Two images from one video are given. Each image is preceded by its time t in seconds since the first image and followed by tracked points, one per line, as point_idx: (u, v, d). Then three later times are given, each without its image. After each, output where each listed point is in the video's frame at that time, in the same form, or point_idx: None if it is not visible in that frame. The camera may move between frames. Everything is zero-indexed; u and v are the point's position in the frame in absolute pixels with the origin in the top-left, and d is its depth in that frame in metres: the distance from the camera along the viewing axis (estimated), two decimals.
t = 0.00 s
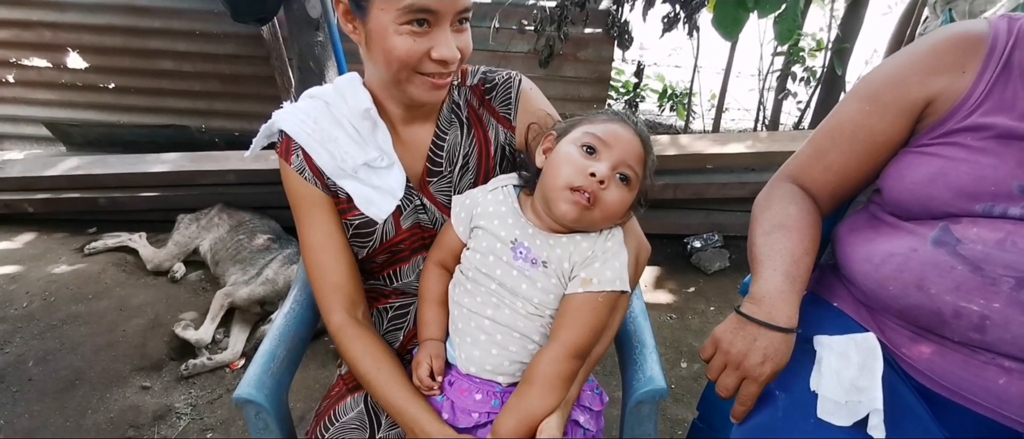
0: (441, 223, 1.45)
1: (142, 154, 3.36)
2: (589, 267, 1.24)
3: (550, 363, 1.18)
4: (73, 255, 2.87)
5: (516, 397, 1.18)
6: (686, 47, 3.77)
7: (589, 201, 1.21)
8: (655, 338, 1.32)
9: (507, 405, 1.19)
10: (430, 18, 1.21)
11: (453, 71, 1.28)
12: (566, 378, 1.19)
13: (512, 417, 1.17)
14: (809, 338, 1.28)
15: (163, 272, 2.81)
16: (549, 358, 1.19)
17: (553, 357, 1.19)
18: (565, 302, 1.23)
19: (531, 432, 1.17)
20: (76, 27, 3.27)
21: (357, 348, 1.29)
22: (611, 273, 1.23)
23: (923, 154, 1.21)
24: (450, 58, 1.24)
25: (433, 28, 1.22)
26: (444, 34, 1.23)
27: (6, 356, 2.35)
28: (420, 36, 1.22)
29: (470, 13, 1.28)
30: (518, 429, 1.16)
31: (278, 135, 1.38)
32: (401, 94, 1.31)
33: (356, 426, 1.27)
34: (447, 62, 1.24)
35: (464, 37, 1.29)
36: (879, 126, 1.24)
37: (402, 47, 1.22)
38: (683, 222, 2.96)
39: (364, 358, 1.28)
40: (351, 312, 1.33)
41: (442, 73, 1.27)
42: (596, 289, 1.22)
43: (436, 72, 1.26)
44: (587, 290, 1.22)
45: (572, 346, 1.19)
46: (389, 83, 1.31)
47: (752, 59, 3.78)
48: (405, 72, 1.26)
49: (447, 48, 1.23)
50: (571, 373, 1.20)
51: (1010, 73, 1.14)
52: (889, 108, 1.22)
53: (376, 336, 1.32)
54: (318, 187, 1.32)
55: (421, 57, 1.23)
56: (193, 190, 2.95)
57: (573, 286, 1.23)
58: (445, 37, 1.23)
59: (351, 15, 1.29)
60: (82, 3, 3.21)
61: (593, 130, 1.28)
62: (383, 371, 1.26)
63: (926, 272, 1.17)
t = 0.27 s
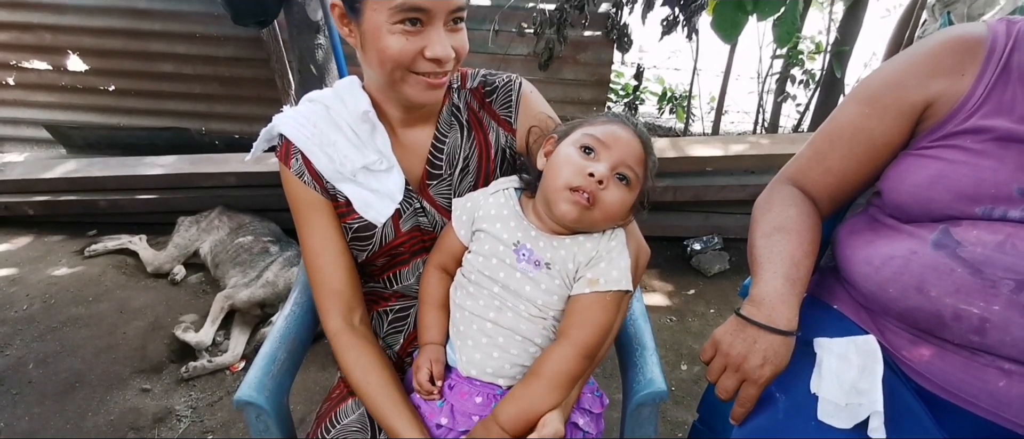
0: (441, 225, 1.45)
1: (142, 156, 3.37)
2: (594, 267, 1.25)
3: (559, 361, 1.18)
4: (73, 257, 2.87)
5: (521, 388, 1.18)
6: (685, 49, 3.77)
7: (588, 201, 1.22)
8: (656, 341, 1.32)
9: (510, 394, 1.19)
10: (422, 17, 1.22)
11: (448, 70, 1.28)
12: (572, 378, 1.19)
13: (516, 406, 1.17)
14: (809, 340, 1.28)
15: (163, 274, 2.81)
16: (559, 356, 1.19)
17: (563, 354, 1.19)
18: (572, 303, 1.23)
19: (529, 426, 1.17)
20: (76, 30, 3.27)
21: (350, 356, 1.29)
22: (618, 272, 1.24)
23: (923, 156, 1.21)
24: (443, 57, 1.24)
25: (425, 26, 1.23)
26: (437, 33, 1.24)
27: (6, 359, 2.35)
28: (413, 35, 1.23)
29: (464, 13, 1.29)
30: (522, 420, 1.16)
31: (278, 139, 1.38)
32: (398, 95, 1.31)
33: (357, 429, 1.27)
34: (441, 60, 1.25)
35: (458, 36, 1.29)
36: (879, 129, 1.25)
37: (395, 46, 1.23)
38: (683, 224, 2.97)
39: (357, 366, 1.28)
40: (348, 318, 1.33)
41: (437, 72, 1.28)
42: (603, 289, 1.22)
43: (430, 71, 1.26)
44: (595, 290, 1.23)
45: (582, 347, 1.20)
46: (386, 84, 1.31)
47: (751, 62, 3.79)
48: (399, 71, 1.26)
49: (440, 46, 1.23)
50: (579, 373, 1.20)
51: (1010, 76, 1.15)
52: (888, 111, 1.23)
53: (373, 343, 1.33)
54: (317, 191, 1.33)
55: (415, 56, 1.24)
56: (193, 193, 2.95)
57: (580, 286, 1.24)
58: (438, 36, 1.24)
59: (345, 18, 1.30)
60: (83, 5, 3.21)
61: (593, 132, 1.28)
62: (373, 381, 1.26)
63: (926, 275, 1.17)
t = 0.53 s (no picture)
0: (442, 224, 1.45)
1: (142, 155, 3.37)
2: (595, 264, 1.25)
3: (553, 355, 1.18)
4: (73, 257, 2.87)
5: (515, 380, 1.19)
6: (685, 48, 3.77)
7: (588, 198, 1.22)
8: (656, 339, 1.32)
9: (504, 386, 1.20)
10: (420, 8, 1.22)
11: (447, 63, 1.28)
12: (566, 373, 1.19)
13: (508, 397, 1.17)
14: (809, 338, 1.28)
15: (163, 273, 2.81)
16: (553, 350, 1.19)
17: (557, 349, 1.19)
18: (569, 299, 1.24)
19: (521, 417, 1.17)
20: (76, 29, 3.27)
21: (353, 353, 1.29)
22: (617, 271, 1.24)
23: (923, 155, 1.21)
24: (442, 48, 1.24)
25: (423, 18, 1.23)
26: (435, 24, 1.24)
27: (6, 358, 2.35)
28: (411, 26, 1.23)
29: (461, 6, 1.29)
30: (513, 411, 1.16)
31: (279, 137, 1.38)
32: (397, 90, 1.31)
33: (358, 427, 1.27)
34: (440, 52, 1.24)
35: (456, 29, 1.29)
36: (879, 127, 1.25)
37: (394, 38, 1.23)
38: (683, 223, 2.97)
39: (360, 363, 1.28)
40: (350, 315, 1.32)
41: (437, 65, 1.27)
42: (601, 287, 1.22)
43: (430, 63, 1.26)
44: (593, 287, 1.23)
45: (577, 342, 1.20)
46: (386, 79, 1.31)
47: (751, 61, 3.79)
48: (399, 64, 1.26)
49: (438, 38, 1.23)
50: (574, 368, 1.20)
51: (1010, 74, 1.15)
52: (888, 109, 1.23)
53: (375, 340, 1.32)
54: (319, 188, 1.33)
55: (414, 48, 1.24)
56: (193, 192, 2.95)
57: (578, 283, 1.24)
58: (436, 27, 1.24)
59: (345, 15, 1.31)
60: (83, 5, 3.21)
61: (593, 129, 1.28)
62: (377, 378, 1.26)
63: (927, 273, 1.17)
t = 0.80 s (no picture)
0: (441, 220, 1.45)
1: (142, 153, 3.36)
2: (592, 261, 1.24)
3: (551, 356, 1.18)
4: (73, 255, 2.87)
5: (514, 381, 1.19)
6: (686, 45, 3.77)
7: (584, 193, 1.22)
8: (655, 337, 1.32)
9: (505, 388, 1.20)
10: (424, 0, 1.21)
11: (449, 58, 1.28)
12: (564, 373, 1.19)
13: (508, 400, 1.17)
14: (809, 336, 1.28)
15: (162, 271, 2.80)
16: (551, 350, 1.19)
17: (555, 348, 1.19)
18: (566, 297, 1.24)
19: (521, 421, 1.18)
20: (76, 27, 3.27)
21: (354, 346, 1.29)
22: (615, 268, 1.23)
23: (922, 153, 1.21)
24: (444, 42, 1.23)
25: (428, 10, 1.22)
26: (439, 18, 1.23)
27: (5, 356, 2.35)
28: (415, 18, 1.22)
29: (467, 2, 1.29)
30: (513, 413, 1.17)
31: (281, 131, 1.37)
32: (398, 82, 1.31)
33: (357, 426, 1.27)
34: (441, 46, 1.24)
35: (461, 25, 1.29)
36: (879, 125, 1.24)
37: (397, 29, 1.22)
38: (683, 221, 2.96)
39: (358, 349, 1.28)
40: (350, 310, 1.32)
41: (438, 59, 1.27)
42: (598, 284, 1.22)
43: (431, 56, 1.26)
44: (590, 284, 1.22)
45: (575, 341, 1.20)
46: (387, 70, 1.31)
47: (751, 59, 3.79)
48: (400, 55, 1.26)
49: (441, 32, 1.23)
50: (572, 367, 1.20)
51: (1009, 72, 1.14)
52: (888, 107, 1.23)
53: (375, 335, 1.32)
54: (320, 182, 1.33)
55: (416, 39, 1.23)
56: (193, 190, 2.95)
57: (575, 281, 1.24)
58: (440, 21, 1.23)
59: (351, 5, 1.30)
60: (82, 2, 3.20)
61: (590, 125, 1.28)
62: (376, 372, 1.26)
63: (926, 270, 1.17)
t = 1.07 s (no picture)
0: (443, 221, 1.45)
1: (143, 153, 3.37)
2: (590, 265, 1.25)
3: (548, 361, 1.19)
4: (74, 254, 2.88)
5: (512, 387, 1.20)
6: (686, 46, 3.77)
7: (582, 193, 1.22)
8: (654, 337, 1.32)
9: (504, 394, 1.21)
10: (432, 3, 1.22)
11: (453, 62, 1.28)
12: (560, 377, 1.20)
13: (507, 405, 1.18)
14: (808, 337, 1.28)
15: (163, 271, 2.81)
16: (547, 354, 1.19)
17: (552, 353, 1.19)
18: (565, 300, 1.24)
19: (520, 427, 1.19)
20: (77, 27, 3.27)
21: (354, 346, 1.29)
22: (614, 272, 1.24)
23: (919, 155, 1.21)
24: (450, 46, 1.24)
25: (436, 13, 1.23)
26: (446, 21, 1.24)
27: (7, 355, 2.36)
28: (423, 20, 1.23)
29: (476, 9, 1.29)
30: (512, 418, 1.18)
31: (285, 130, 1.37)
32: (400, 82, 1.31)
33: (357, 425, 1.28)
34: (446, 49, 1.25)
35: (467, 31, 1.30)
36: (878, 127, 1.25)
37: (404, 29, 1.23)
38: (683, 221, 2.97)
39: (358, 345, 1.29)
40: (354, 310, 1.33)
41: (441, 61, 1.27)
42: (597, 288, 1.23)
43: (436, 58, 1.26)
44: (588, 288, 1.23)
45: (571, 345, 1.20)
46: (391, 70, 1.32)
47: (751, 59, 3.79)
48: (405, 55, 1.26)
49: (447, 35, 1.24)
50: (569, 371, 1.21)
51: (1007, 75, 1.15)
52: (886, 109, 1.23)
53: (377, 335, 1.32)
54: (323, 181, 1.33)
55: (422, 41, 1.24)
56: (194, 190, 2.96)
57: (574, 284, 1.24)
58: (446, 24, 1.24)
59: (360, 2, 1.31)
60: (84, 2, 3.21)
61: (588, 127, 1.29)
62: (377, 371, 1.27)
63: (924, 272, 1.17)
